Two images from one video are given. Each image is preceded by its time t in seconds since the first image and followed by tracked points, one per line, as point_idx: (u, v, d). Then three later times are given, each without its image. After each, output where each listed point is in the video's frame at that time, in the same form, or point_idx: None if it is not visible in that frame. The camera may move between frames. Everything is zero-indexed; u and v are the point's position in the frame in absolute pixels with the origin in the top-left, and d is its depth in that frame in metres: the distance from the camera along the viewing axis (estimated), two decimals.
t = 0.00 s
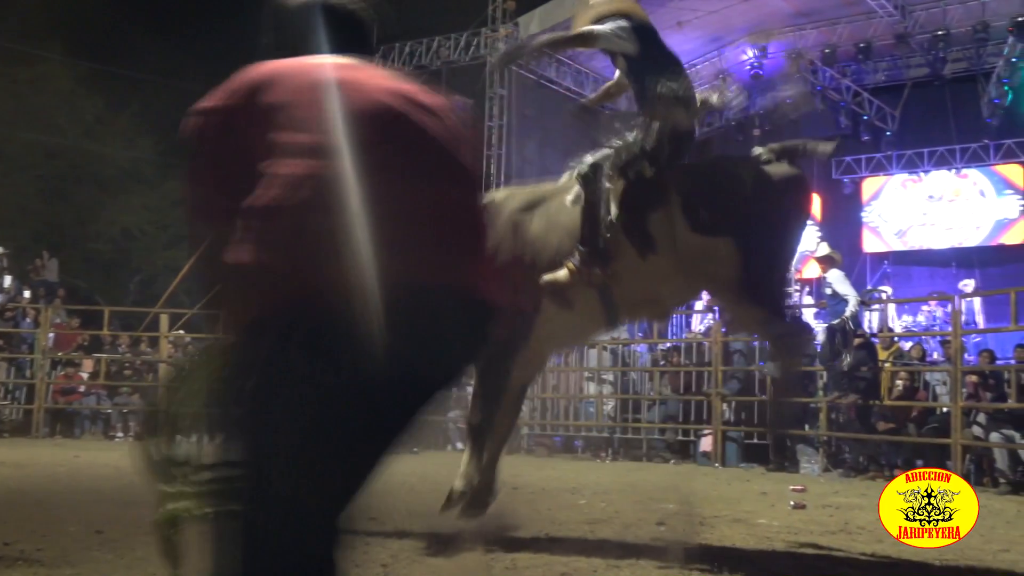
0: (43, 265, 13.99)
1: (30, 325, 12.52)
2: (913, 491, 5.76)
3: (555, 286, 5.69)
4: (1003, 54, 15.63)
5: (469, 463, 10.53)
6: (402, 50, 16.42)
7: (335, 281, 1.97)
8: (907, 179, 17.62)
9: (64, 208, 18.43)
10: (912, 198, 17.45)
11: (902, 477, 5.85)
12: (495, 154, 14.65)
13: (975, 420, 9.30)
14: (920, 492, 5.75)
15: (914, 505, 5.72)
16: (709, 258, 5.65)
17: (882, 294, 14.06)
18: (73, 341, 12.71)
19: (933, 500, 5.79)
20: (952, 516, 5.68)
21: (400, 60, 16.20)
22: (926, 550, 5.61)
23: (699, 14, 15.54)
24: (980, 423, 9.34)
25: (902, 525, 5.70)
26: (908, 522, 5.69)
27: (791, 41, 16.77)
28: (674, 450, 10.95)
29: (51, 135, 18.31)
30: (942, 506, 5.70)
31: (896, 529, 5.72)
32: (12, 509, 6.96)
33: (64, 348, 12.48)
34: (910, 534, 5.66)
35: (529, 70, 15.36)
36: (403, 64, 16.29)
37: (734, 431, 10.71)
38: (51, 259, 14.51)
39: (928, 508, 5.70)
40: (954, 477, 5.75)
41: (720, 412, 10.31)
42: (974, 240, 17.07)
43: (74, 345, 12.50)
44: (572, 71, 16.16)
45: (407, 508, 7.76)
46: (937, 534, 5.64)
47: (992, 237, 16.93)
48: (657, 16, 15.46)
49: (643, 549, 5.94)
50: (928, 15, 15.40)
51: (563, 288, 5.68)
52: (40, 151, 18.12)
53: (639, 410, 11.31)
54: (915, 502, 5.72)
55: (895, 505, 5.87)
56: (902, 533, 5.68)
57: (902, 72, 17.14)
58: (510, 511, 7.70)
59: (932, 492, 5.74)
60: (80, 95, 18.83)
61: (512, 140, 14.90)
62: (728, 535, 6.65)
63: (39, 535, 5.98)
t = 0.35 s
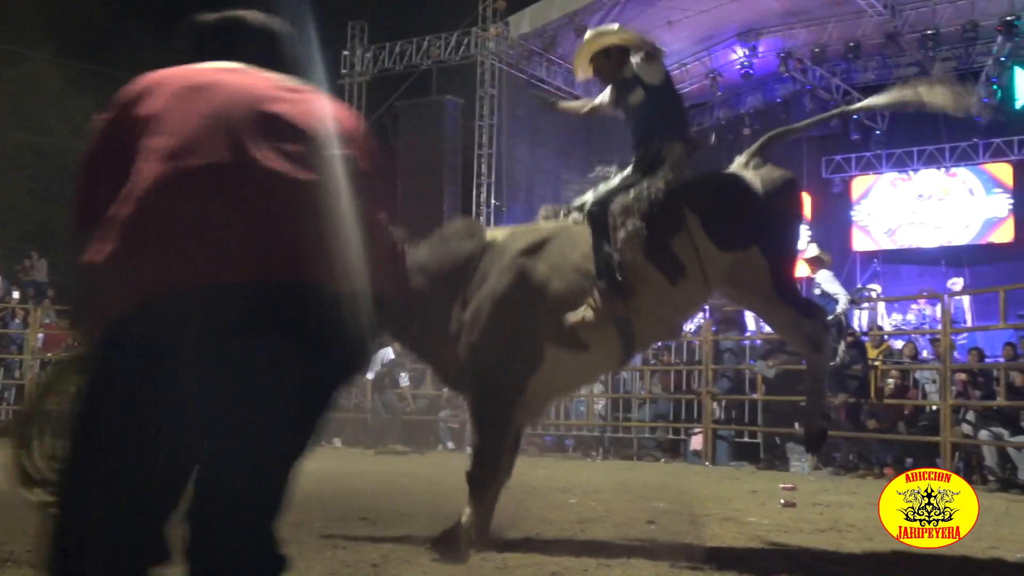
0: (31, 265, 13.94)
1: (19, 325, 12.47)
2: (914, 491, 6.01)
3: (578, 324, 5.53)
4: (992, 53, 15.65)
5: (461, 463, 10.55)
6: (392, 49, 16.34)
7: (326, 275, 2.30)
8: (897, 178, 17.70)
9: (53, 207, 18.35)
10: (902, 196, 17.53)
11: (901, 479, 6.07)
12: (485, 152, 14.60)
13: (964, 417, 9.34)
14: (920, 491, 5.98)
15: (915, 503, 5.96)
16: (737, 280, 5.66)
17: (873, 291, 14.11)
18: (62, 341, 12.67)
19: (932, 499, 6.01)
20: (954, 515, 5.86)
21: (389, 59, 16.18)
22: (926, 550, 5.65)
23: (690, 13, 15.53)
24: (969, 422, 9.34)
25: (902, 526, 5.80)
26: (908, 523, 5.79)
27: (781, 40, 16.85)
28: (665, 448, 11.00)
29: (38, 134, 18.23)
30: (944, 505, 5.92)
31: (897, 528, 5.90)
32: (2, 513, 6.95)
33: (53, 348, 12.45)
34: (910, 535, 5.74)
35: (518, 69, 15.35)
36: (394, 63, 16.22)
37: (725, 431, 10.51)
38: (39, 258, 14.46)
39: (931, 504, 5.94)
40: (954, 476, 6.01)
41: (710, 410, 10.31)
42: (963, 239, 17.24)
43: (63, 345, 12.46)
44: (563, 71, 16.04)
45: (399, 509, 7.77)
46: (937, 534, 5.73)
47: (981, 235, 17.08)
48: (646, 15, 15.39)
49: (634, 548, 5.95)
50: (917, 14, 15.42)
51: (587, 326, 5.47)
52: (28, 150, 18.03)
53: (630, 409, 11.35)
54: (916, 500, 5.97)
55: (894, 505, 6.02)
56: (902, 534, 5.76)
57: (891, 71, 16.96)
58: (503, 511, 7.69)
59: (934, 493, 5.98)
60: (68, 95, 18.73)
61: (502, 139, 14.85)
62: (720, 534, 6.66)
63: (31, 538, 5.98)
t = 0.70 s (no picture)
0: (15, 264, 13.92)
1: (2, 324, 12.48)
2: (912, 490, 5.70)
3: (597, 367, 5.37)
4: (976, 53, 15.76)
5: (447, 462, 10.59)
6: (378, 48, 16.26)
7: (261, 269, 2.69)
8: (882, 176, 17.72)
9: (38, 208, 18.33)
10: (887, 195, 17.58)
11: (901, 478, 5.77)
12: (471, 152, 14.59)
13: (948, 415, 9.41)
14: (920, 492, 5.68)
15: (914, 504, 5.66)
16: (746, 308, 5.96)
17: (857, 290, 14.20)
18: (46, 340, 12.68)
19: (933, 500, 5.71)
20: (954, 516, 5.59)
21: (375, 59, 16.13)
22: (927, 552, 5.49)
23: (675, 12, 15.53)
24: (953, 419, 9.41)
25: (902, 526, 5.61)
26: (908, 523, 5.59)
27: (767, 40, 16.76)
28: (650, 446, 11.07)
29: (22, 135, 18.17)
30: (944, 504, 5.64)
31: (895, 530, 5.64)
32: None
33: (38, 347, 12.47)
34: (911, 535, 5.56)
35: (506, 68, 15.38)
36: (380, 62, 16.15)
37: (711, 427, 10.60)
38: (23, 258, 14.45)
39: (929, 507, 5.63)
40: (954, 476, 5.67)
41: (696, 409, 10.35)
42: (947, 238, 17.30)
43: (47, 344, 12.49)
44: (549, 70, 16.17)
45: (386, 508, 7.84)
46: (937, 534, 5.54)
47: (964, 234, 17.16)
48: (633, 14, 15.41)
49: (622, 545, 6.01)
50: (902, 14, 15.49)
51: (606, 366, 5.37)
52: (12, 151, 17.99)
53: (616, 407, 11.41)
54: (915, 501, 5.67)
55: (894, 506, 5.77)
56: (901, 534, 5.59)
57: (877, 71, 17.26)
58: (489, 511, 7.71)
59: (932, 492, 5.67)
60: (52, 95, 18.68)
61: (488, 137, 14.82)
62: (705, 531, 6.71)
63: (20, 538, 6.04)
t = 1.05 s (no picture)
0: None
1: None
2: (913, 488, 5.78)
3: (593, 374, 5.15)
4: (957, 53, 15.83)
5: (429, 462, 10.58)
6: (361, 46, 16.13)
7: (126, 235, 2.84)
8: (864, 176, 17.79)
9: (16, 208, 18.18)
10: (869, 195, 17.67)
11: (902, 478, 5.85)
12: (454, 151, 14.55)
13: (929, 414, 9.44)
14: (920, 491, 5.75)
15: (914, 501, 5.73)
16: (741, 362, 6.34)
17: (838, 289, 14.24)
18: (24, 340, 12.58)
19: (933, 500, 5.77)
20: (953, 516, 5.64)
21: (358, 57, 16.05)
22: (925, 550, 5.53)
23: (659, 12, 15.57)
24: (933, 419, 9.43)
25: (902, 527, 5.65)
26: (907, 525, 5.65)
27: (749, 40, 16.79)
28: (631, 445, 11.06)
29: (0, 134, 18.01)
30: (945, 504, 5.68)
31: (893, 531, 5.70)
32: None
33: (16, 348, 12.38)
34: (910, 537, 5.61)
35: (489, 67, 15.34)
36: (362, 60, 16.07)
37: (692, 426, 10.65)
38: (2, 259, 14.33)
39: (931, 504, 5.69)
40: (955, 475, 5.76)
41: (679, 409, 10.39)
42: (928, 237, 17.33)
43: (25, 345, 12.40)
44: (531, 69, 16.30)
45: (366, 509, 7.83)
46: (937, 534, 5.55)
47: (945, 233, 17.21)
48: (616, 14, 15.40)
49: (604, 545, 6.00)
50: (883, 14, 15.54)
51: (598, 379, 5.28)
52: None
53: (599, 407, 11.41)
54: (916, 498, 5.76)
55: (894, 506, 5.82)
56: (901, 534, 5.65)
57: (859, 70, 17.21)
58: (473, 510, 7.66)
59: (935, 490, 5.76)
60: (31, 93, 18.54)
61: (472, 136, 14.79)
62: (688, 531, 6.70)
63: None
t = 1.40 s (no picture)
0: None
1: None
2: (914, 489, 5.68)
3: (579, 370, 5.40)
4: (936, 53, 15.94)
5: (409, 460, 10.57)
6: (342, 45, 16.07)
7: None
8: (843, 176, 17.88)
9: None
10: (848, 195, 17.76)
11: (902, 477, 5.76)
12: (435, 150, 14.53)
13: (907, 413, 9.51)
14: (920, 492, 5.65)
15: (914, 503, 5.65)
16: (723, 386, 6.53)
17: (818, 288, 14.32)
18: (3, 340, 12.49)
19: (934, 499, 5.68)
20: (952, 517, 5.57)
21: (338, 56, 15.99)
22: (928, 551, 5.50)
23: (640, 12, 15.59)
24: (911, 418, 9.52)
25: (903, 528, 5.61)
26: (908, 526, 5.60)
27: (729, 40, 16.85)
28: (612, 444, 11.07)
29: None
30: (945, 504, 5.60)
31: (895, 532, 5.66)
32: None
33: None
34: (911, 538, 5.57)
35: (468, 65, 15.33)
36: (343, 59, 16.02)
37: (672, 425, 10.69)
38: None
39: (932, 505, 5.60)
40: (955, 474, 5.64)
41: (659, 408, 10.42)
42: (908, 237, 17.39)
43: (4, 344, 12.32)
44: (512, 68, 16.29)
45: (344, 508, 7.82)
46: (937, 534, 5.54)
47: (924, 233, 17.30)
48: (598, 13, 15.43)
49: (587, 544, 6.01)
50: (863, 14, 15.61)
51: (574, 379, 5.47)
52: None
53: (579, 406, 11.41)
54: (916, 499, 5.66)
55: (895, 505, 5.77)
56: (902, 536, 5.62)
57: (839, 70, 17.31)
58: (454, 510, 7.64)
59: (935, 490, 5.65)
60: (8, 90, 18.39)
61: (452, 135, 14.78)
62: (668, 529, 6.75)
63: None
